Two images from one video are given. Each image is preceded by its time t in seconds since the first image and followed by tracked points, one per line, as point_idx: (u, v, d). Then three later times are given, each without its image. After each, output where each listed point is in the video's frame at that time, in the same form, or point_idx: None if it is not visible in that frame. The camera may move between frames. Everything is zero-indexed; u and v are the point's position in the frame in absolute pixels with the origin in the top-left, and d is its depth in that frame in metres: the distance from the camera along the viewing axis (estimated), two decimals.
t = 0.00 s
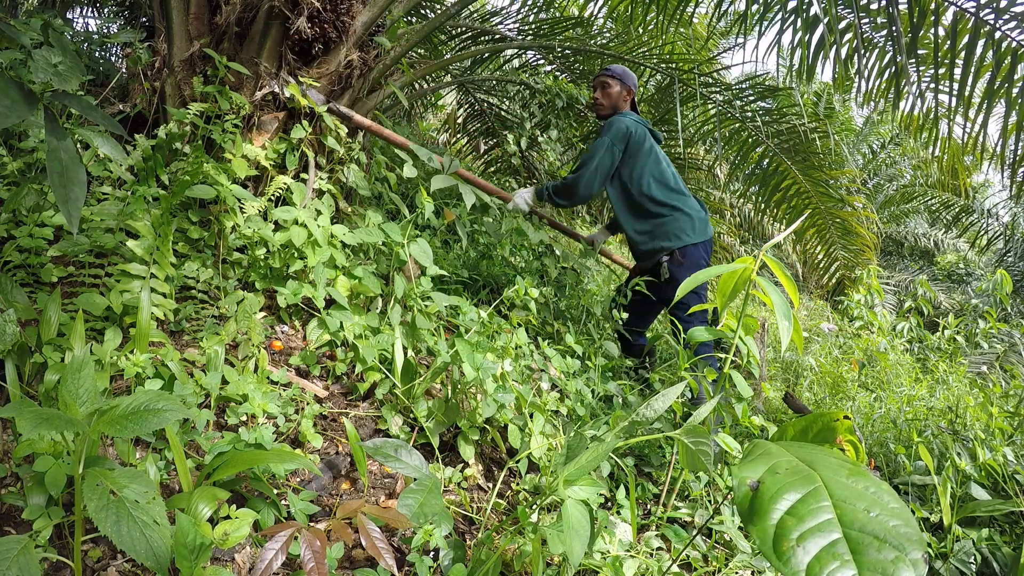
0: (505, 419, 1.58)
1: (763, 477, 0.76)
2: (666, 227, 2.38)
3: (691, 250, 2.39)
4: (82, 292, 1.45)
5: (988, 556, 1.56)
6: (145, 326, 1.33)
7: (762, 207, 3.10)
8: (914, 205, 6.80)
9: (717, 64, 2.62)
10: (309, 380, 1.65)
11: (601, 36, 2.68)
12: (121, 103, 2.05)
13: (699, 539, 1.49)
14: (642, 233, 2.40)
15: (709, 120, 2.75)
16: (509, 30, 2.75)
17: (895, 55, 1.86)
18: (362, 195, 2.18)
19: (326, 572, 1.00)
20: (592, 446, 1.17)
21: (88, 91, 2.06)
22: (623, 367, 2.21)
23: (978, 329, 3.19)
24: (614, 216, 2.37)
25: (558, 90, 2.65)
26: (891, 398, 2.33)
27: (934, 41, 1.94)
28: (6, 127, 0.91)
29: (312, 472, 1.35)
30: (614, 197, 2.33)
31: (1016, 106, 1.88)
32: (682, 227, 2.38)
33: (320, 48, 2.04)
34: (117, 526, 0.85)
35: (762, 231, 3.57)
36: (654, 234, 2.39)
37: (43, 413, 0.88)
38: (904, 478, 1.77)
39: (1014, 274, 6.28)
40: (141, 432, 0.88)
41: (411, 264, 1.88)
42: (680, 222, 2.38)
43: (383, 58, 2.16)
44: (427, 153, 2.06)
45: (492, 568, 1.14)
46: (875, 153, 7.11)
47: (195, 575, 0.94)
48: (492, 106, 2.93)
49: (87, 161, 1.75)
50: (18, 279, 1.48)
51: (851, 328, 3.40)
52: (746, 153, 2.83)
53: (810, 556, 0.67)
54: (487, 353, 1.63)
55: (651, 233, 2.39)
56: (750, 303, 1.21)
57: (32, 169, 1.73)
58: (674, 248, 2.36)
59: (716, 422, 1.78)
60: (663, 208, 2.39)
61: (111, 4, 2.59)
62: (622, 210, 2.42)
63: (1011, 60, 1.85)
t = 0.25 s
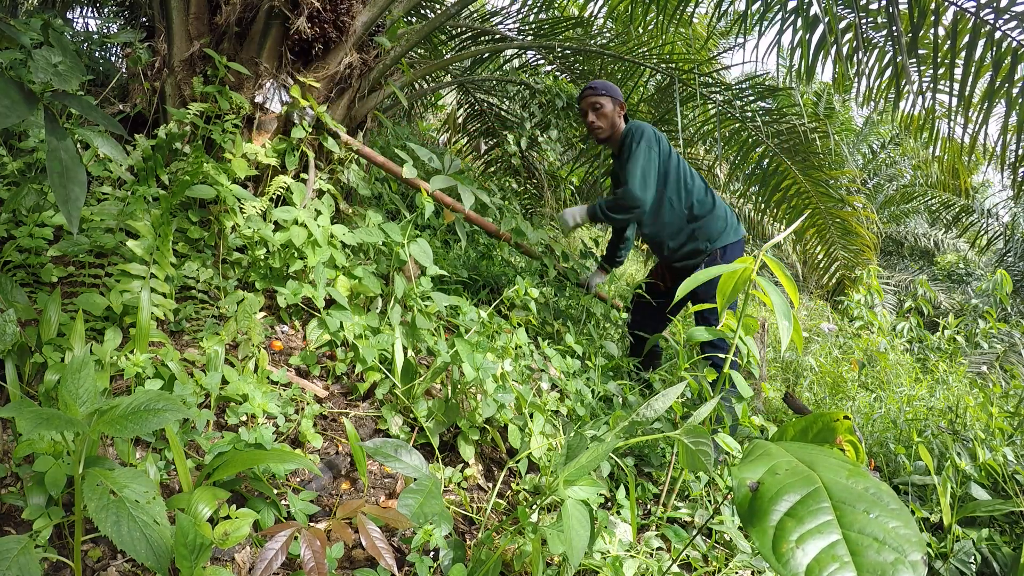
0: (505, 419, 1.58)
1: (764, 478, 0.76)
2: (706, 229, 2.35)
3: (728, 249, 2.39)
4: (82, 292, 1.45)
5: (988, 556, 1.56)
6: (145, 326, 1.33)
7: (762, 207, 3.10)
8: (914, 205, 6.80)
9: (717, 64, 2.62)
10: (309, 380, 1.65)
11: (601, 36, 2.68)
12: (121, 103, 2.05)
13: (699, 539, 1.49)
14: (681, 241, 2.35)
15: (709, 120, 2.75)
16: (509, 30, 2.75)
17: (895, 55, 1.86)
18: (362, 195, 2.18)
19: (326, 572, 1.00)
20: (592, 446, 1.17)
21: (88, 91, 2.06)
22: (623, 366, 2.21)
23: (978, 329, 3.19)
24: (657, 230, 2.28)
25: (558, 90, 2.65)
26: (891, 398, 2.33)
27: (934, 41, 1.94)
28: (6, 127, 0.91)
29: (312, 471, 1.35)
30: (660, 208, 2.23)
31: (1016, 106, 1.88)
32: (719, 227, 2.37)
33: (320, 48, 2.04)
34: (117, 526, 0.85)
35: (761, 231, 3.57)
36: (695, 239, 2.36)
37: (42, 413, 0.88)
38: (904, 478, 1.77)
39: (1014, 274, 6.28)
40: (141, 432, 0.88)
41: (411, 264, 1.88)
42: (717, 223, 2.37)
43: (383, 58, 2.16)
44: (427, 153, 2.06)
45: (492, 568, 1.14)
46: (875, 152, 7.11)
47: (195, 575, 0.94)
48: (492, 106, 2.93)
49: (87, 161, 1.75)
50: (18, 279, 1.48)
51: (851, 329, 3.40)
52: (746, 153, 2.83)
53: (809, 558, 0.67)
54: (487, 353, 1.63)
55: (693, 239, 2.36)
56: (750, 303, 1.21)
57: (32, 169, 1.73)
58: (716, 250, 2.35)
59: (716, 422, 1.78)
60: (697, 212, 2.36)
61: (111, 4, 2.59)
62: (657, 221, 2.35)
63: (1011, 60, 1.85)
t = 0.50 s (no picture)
0: (505, 419, 1.58)
1: (765, 479, 0.76)
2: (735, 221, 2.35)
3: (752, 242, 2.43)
4: (82, 292, 1.45)
5: (988, 556, 1.56)
6: (145, 326, 1.33)
7: (762, 207, 3.10)
8: (914, 205, 6.80)
9: (717, 64, 2.62)
10: (309, 380, 1.65)
11: (601, 36, 2.68)
12: (121, 103, 2.05)
13: (699, 539, 1.49)
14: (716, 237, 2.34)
15: (709, 120, 2.75)
16: (509, 30, 2.76)
17: (895, 55, 1.86)
18: (362, 195, 2.18)
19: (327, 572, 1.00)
20: (592, 446, 1.17)
21: (88, 91, 2.06)
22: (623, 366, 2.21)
23: (977, 329, 3.19)
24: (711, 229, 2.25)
25: (558, 90, 2.62)
26: (891, 399, 2.33)
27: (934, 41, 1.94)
28: (6, 127, 0.91)
29: (312, 471, 1.35)
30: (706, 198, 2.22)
31: (1017, 107, 1.88)
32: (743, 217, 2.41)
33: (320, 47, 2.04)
34: (118, 525, 0.85)
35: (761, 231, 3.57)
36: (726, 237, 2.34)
37: (43, 413, 0.88)
38: (904, 478, 1.78)
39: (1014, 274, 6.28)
40: (142, 432, 0.88)
41: (411, 264, 1.88)
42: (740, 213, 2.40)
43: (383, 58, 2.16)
44: (427, 153, 2.06)
45: (492, 568, 1.14)
46: (875, 153, 7.11)
47: (196, 575, 0.94)
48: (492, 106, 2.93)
49: (87, 161, 1.75)
50: (18, 279, 1.48)
51: (851, 328, 3.40)
52: (746, 153, 2.83)
53: (810, 561, 0.67)
54: (487, 353, 1.63)
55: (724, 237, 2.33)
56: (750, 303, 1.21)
57: (32, 168, 1.73)
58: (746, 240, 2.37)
59: (716, 422, 1.78)
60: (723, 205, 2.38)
61: (111, 4, 2.59)
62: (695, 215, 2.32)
63: (1011, 60, 1.85)
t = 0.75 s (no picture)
0: (505, 419, 1.58)
1: (765, 478, 0.76)
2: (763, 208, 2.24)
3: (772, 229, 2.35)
4: (82, 292, 1.45)
5: (988, 556, 1.56)
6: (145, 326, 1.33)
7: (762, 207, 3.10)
8: (914, 205, 6.80)
9: (717, 64, 2.62)
10: (309, 380, 1.65)
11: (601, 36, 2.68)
12: (121, 103, 2.05)
13: (699, 539, 1.48)
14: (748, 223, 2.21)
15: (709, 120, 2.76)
16: (510, 30, 2.75)
17: (895, 55, 1.86)
18: (362, 195, 2.18)
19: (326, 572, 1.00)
20: (592, 446, 1.17)
21: (88, 91, 2.06)
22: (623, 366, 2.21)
23: (977, 329, 3.19)
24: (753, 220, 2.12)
25: (558, 90, 2.61)
26: (891, 399, 2.33)
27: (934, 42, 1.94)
28: (6, 127, 0.91)
29: (312, 471, 1.35)
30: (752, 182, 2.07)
31: (1017, 107, 1.88)
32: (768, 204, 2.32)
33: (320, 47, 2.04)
34: (117, 525, 0.85)
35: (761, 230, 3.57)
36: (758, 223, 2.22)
37: (43, 413, 0.88)
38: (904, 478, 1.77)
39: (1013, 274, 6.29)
40: (142, 432, 0.88)
41: (411, 264, 1.88)
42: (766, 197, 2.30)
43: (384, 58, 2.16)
44: (427, 153, 2.06)
45: (492, 568, 1.14)
46: (875, 152, 7.11)
47: (196, 575, 0.94)
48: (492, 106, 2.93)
49: (87, 161, 1.75)
50: (18, 279, 1.48)
51: (851, 328, 3.41)
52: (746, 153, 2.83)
53: (810, 558, 0.67)
54: (487, 353, 1.63)
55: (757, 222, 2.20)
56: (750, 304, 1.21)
57: (32, 168, 1.73)
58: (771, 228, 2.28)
59: (716, 422, 1.78)
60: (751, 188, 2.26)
61: (111, 4, 2.59)
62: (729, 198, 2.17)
63: (1012, 61, 1.85)
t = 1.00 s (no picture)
0: (505, 419, 1.58)
1: (762, 474, 0.76)
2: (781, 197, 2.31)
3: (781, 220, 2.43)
4: (82, 292, 1.45)
5: (988, 556, 1.56)
6: (145, 326, 1.33)
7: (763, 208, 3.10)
8: (914, 205, 6.80)
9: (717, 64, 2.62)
10: (309, 380, 1.65)
11: (601, 36, 2.67)
12: (121, 103, 2.05)
13: (699, 539, 1.48)
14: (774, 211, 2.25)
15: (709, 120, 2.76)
16: (510, 30, 2.76)
17: (895, 55, 1.86)
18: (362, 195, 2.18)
19: (326, 572, 1.00)
20: (592, 446, 1.17)
21: (88, 91, 2.06)
22: (623, 366, 2.21)
23: (977, 329, 3.19)
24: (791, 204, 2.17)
25: (558, 90, 2.63)
26: (891, 399, 2.34)
27: (934, 42, 1.94)
28: (6, 127, 0.91)
29: (312, 471, 1.35)
30: (789, 168, 2.13)
31: (1017, 107, 1.88)
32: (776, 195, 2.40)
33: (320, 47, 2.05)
34: (118, 525, 0.85)
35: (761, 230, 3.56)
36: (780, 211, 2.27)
37: (43, 413, 0.88)
38: (904, 478, 1.77)
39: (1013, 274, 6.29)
40: (142, 432, 0.88)
41: (411, 264, 1.88)
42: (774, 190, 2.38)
43: (384, 58, 2.16)
44: (427, 153, 2.06)
45: (492, 568, 1.14)
46: (875, 152, 7.10)
47: (196, 575, 0.94)
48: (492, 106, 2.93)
49: (87, 161, 1.75)
50: (18, 279, 1.48)
51: (851, 328, 3.41)
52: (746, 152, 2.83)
53: (807, 552, 0.67)
54: (487, 353, 1.63)
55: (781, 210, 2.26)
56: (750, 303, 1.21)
57: (32, 168, 1.73)
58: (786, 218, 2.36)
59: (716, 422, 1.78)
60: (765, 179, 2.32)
61: (112, 4, 2.59)
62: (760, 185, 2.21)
63: (1012, 61, 1.85)
